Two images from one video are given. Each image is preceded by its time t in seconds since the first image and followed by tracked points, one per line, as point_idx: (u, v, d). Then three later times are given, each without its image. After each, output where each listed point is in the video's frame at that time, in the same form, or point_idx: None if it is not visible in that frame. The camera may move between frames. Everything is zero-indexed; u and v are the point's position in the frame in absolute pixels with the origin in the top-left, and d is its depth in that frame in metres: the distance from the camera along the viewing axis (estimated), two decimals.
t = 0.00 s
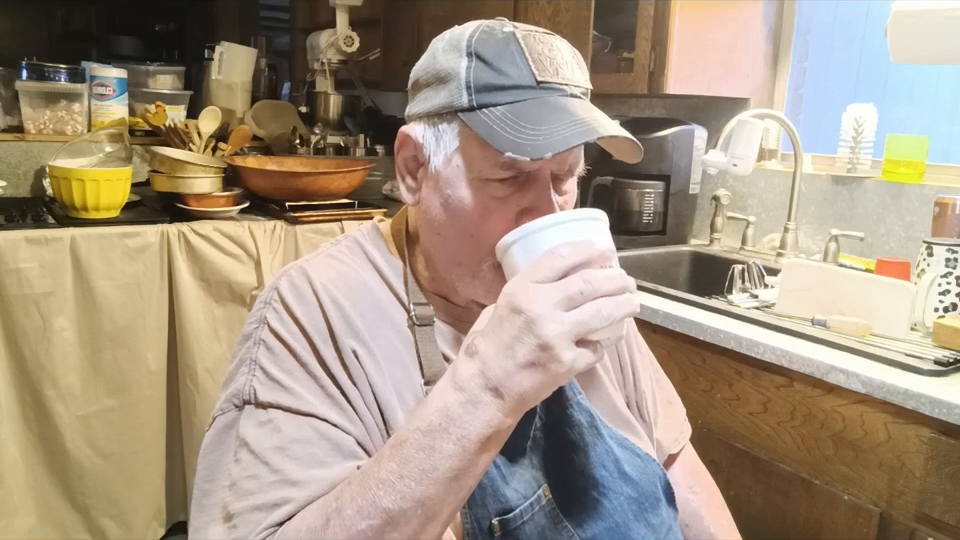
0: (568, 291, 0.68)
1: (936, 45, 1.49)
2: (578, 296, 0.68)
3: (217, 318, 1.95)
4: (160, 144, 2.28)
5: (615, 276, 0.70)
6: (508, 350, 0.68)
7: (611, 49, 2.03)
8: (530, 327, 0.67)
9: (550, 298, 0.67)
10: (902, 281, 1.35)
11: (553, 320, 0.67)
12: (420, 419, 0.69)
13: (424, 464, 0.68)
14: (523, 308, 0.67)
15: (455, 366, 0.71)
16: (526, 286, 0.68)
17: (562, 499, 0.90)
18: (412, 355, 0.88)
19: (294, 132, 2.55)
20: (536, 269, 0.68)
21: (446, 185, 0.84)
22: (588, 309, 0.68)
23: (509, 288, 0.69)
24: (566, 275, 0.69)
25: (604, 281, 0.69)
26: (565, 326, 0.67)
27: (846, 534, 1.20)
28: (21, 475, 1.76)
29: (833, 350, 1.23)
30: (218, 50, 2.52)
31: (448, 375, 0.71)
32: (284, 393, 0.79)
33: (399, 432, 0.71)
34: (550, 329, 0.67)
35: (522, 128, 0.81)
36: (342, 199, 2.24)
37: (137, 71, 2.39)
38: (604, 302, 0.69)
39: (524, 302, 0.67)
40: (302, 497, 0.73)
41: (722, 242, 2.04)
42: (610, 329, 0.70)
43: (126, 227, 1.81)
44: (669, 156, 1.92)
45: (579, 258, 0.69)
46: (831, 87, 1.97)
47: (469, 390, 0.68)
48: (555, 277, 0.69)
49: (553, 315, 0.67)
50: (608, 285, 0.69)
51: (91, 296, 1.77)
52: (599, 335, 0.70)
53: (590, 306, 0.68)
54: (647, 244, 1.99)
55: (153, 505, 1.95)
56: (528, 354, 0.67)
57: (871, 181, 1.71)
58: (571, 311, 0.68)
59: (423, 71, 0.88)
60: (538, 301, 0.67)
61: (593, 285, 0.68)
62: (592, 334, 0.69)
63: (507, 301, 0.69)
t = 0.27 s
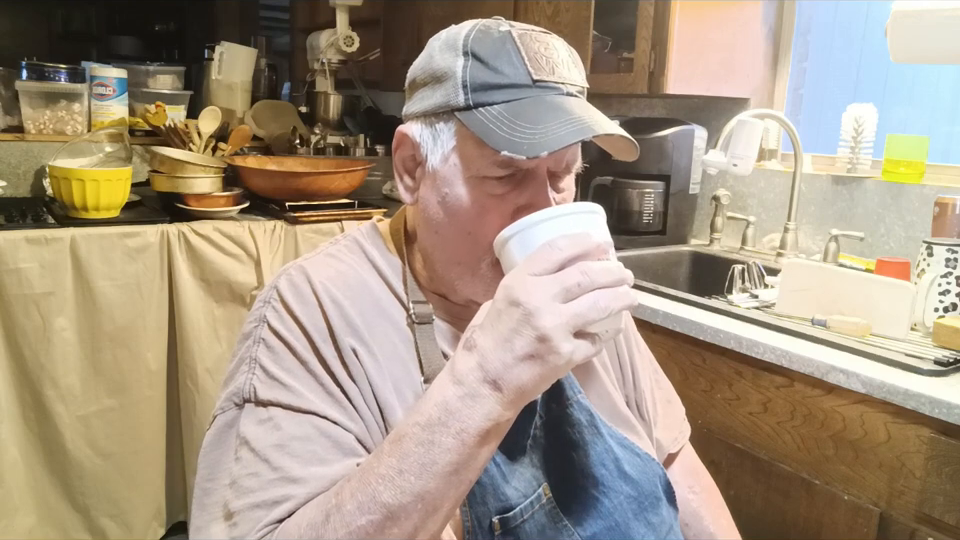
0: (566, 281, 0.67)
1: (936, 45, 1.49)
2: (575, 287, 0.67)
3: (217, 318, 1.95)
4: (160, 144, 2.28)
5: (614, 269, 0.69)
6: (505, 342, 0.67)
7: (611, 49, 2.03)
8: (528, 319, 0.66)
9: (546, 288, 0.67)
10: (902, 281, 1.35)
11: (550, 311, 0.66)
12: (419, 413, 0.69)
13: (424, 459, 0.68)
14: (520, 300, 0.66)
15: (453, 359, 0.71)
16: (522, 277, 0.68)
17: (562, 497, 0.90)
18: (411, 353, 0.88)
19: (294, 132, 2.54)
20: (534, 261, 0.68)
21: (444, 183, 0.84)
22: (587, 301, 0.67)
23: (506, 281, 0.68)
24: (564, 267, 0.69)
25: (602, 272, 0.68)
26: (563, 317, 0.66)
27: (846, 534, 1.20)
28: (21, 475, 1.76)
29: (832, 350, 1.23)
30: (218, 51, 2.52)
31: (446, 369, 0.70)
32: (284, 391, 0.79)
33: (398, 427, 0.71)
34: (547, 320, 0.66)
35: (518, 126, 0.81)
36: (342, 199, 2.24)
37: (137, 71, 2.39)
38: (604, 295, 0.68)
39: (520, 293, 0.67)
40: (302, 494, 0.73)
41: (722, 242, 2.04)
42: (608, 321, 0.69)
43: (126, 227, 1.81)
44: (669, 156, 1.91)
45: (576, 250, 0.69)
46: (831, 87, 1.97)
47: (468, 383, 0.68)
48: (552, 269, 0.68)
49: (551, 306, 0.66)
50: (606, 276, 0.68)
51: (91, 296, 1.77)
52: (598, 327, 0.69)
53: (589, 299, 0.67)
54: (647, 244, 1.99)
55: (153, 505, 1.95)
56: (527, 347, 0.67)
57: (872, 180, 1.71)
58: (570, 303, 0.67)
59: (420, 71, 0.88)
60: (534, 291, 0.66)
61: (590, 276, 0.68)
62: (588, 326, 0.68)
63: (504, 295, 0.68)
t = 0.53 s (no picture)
0: (570, 291, 0.67)
1: (937, 45, 1.49)
2: (579, 296, 0.67)
3: (217, 318, 1.95)
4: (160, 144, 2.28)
5: (618, 278, 0.69)
6: (507, 349, 0.67)
7: (611, 49, 2.03)
8: (530, 327, 0.66)
9: (549, 297, 0.67)
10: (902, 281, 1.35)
11: (553, 320, 0.66)
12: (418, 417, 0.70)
13: (422, 461, 0.68)
14: (523, 307, 0.66)
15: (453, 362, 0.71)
16: (526, 285, 0.67)
17: (562, 497, 0.90)
18: (410, 352, 0.88)
19: (294, 132, 2.54)
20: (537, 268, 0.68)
21: (443, 184, 0.84)
22: (589, 310, 0.67)
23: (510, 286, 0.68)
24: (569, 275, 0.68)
25: (605, 283, 0.68)
26: (565, 326, 0.67)
27: (845, 533, 1.20)
28: (21, 475, 1.76)
29: (832, 350, 1.23)
30: (218, 51, 2.52)
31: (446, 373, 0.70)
32: (282, 391, 0.79)
33: (397, 429, 0.71)
34: (549, 329, 0.66)
35: (517, 127, 0.81)
36: (342, 199, 2.24)
37: (137, 71, 2.39)
38: (606, 304, 0.68)
39: (523, 300, 0.67)
40: (301, 494, 0.73)
41: (722, 242, 2.04)
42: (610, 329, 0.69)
43: (126, 227, 1.81)
44: (669, 156, 1.91)
45: (580, 259, 0.68)
46: (831, 87, 1.97)
47: (468, 388, 0.68)
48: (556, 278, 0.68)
49: (553, 315, 0.66)
50: (609, 286, 0.68)
51: (91, 295, 1.77)
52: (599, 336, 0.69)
53: (591, 308, 0.68)
54: (647, 244, 1.99)
55: (153, 505, 1.95)
56: (527, 354, 0.67)
57: (872, 181, 1.71)
58: (572, 311, 0.67)
59: (418, 71, 0.88)
60: (537, 300, 0.66)
61: (594, 286, 0.67)
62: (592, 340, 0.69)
63: (507, 300, 0.68)
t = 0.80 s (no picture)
0: (591, 323, 0.67)
1: (937, 44, 1.49)
2: (597, 330, 0.67)
3: (217, 318, 1.95)
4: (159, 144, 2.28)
5: (633, 311, 0.69)
6: (519, 374, 0.67)
7: (611, 49, 2.03)
8: (545, 356, 0.66)
9: (566, 329, 0.66)
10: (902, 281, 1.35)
11: (567, 353, 0.66)
12: (426, 428, 0.70)
13: (427, 473, 0.68)
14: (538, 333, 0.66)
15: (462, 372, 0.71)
16: (543, 314, 0.67)
17: (563, 497, 0.90)
18: (411, 353, 0.88)
19: (294, 133, 2.54)
20: (558, 293, 0.67)
21: (449, 189, 0.85)
22: (603, 344, 0.67)
23: (525, 312, 0.68)
24: (592, 307, 0.67)
25: (622, 317, 0.68)
26: (578, 359, 0.66)
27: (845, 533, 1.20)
28: (21, 475, 1.76)
29: (833, 351, 1.23)
30: (218, 51, 2.52)
31: (453, 387, 0.71)
32: (282, 392, 0.79)
33: (402, 440, 0.71)
34: (563, 361, 0.66)
35: (526, 134, 0.81)
36: (342, 200, 2.24)
37: (137, 71, 2.39)
38: (621, 337, 0.68)
39: (539, 329, 0.66)
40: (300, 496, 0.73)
41: (722, 242, 2.04)
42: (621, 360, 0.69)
43: (126, 227, 1.81)
44: (669, 156, 1.91)
45: (600, 291, 0.67)
46: (831, 87, 1.97)
47: (476, 406, 0.68)
48: (574, 309, 0.67)
49: (569, 347, 0.66)
50: (626, 320, 0.68)
51: (91, 295, 1.77)
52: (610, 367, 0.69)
53: (606, 342, 0.67)
54: (647, 244, 1.99)
55: (153, 505, 1.95)
56: (538, 382, 0.66)
57: (871, 180, 1.71)
58: (586, 344, 0.67)
59: (424, 75, 0.88)
60: (554, 332, 0.66)
61: (612, 321, 0.67)
62: (603, 366, 0.68)
63: (522, 326, 0.67)
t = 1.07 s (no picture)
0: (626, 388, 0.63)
1: (937, 44, 1.49)
2: (631, 396, 0.63)
3: (217, 318, 1.95)
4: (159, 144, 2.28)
5: (670, 374, 0.65)
6: (544, 427, 0.64)
7: (611, 49, 2.03)
8: (575, 416, 0.63)
9: (599, 390, 0.63)
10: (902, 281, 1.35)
11: (599, 415, 0.63)
12: (443, 464, 0.68)
13: (439, 508, 0.67)
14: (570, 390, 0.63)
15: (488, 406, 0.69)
16: (577, 371, 0.63)
17: (562, 497, 0.91)
18: (410, 354, 0.88)
19: (294, 133, 2.54)
20: (595, 348, 0.63)
21: (461, 192, 0.85)
22: (637, 409, 0.64)
23: (558, 366, 0.64)
24: (629, 370, 0.64)
25: (659, 381, 0.64)
26: (609, 423, 0.63)
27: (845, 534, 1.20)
28: (21, 475, 1.76)
29: (835, 351, 1.23)
30: (218, 50, 2.52)
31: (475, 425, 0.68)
32: (281, 397, 0.79)
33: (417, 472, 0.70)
34: (594, 422, 0.63)
35: (544, 142, 0.82)
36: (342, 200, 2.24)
37: (137, 71, 2.39)
38: (655, 401, 0.65)
39: (573, 388, 0.63)
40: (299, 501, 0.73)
41: (722, 242, 2.04)
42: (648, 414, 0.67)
43: (126, 227, 1.81)
44: (669, 156, 1.91)
45: (639, 351, 0.64)
46: (831, 87, 1.97)
47: (498, 449, 0.65)
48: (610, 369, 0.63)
49: (601, 409, 0.63)
50: (662, 383, 0.65)
51: (91, 296, 1.77)
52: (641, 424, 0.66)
53: (640, 407, 0.64)
54: (647, 245, 1.99)
55: (152, 506, 1.95)
56: (564, 436, 0.64)
57: (872, 180, 1.71)
58: (620, 408, 0.64)
59: (433, 76, 0.87)
60: (588, 393, 0.63)
61: (648, 384, 0.64)
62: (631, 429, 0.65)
63: (554, 382, 0.64)
